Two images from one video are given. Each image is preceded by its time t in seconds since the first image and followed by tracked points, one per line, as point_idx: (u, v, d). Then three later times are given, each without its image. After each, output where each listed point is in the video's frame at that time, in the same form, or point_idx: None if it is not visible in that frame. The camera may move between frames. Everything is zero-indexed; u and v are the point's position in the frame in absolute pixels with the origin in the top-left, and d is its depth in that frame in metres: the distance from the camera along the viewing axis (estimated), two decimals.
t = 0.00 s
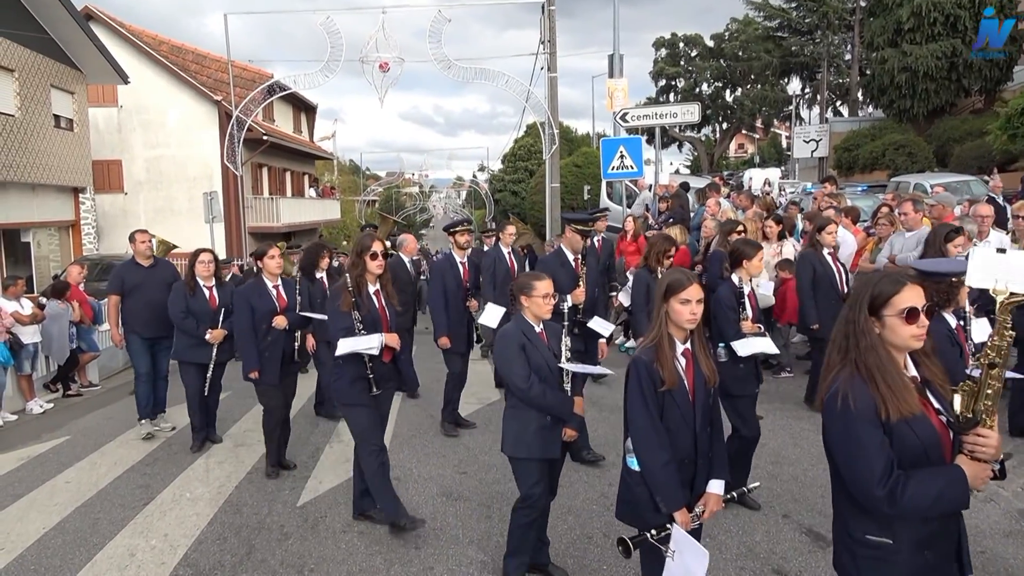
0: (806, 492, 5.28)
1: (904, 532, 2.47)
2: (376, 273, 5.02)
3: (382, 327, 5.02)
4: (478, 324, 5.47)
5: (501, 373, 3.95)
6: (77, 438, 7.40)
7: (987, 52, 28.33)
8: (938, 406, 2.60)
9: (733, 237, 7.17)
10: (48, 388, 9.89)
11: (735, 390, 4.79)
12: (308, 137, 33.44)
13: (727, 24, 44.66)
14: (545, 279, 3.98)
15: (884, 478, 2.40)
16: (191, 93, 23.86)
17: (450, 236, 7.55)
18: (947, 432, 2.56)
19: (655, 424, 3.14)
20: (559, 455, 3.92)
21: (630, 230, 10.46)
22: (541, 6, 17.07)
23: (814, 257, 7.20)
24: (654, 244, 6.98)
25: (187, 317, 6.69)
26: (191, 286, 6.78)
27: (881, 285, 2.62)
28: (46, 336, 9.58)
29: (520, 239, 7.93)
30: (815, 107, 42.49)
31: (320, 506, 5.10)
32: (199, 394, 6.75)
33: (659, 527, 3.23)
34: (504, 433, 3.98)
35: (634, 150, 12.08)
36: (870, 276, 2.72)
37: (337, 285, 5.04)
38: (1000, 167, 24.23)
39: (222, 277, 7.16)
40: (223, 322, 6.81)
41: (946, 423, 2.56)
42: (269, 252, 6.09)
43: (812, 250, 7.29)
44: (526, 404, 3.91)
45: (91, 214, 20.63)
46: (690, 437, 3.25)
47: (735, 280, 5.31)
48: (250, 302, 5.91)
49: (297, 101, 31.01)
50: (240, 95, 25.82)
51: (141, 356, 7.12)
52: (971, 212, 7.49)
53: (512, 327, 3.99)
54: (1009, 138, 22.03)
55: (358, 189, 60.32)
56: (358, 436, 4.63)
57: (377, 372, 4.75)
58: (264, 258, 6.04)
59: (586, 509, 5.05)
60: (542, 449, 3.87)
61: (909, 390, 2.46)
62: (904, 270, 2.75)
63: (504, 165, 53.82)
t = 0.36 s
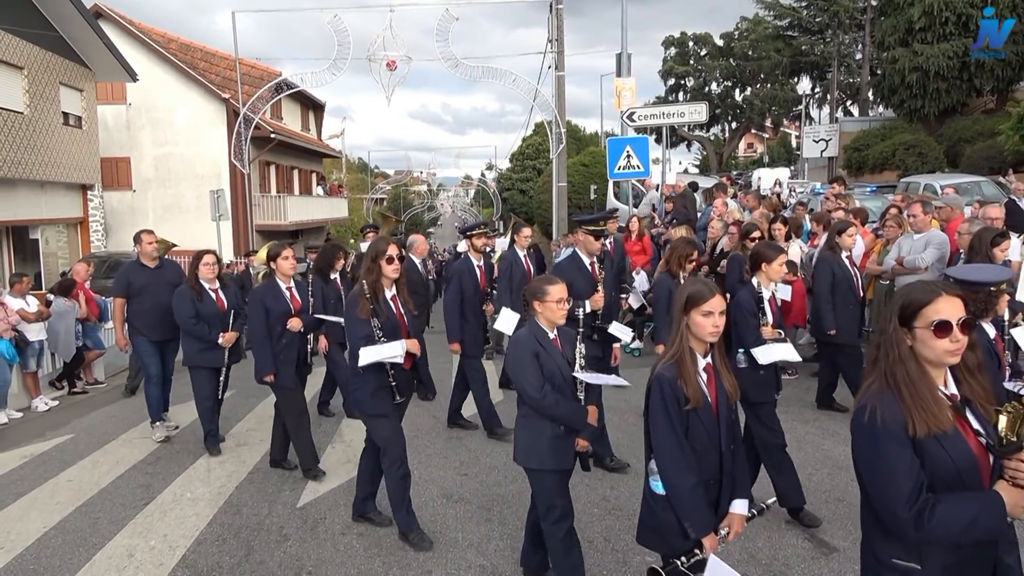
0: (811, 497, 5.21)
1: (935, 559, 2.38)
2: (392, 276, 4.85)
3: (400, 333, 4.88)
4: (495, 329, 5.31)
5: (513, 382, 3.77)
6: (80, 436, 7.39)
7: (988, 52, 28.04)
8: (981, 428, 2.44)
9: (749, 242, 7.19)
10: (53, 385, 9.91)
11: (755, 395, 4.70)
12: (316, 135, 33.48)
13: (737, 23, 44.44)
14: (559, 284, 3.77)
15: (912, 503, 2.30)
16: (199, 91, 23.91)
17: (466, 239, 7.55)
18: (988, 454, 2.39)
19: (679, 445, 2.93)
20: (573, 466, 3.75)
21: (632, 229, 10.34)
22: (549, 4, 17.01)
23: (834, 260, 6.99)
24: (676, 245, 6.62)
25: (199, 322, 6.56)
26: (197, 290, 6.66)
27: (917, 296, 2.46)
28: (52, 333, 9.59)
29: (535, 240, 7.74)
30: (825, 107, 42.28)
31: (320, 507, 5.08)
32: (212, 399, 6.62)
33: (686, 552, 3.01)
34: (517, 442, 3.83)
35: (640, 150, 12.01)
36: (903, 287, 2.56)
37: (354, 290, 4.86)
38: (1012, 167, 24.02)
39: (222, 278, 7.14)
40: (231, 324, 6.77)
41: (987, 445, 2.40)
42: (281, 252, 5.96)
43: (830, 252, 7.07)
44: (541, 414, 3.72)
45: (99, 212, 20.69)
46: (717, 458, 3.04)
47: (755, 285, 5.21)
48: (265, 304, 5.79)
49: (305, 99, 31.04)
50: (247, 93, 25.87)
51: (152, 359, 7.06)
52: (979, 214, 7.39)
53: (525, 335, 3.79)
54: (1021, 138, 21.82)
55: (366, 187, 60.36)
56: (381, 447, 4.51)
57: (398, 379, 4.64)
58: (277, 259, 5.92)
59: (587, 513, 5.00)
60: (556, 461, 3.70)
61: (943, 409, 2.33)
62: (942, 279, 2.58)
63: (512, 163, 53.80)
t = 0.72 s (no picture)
0: (812, 510, 5.14)
1: None
2: (397, 282, 4.66)
3: (407, 343, 4.70)
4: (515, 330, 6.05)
5: (531, 406, 3.60)
6: (73, 445, 7.32)
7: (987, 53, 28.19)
8: None
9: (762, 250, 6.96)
10: (48, 392, 9.85)
11: (789, 412, 4.49)
12: (315, 141, 33.47)
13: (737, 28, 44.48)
14: (568, 296, 3.68)
15: (1002, 555, 2.16)
16: (199, 96, 23.89)
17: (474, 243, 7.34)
18: None
19: (718, 477, 2.78)
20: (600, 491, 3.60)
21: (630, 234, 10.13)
22: (548, 10, 16.99)
23: (853, 270, 6.76)
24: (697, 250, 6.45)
25: (192, 331, 6.40)
26: (188, 298, 6.52)
27: (980, 321, 2.34)
28: (48, 340, 9.53)
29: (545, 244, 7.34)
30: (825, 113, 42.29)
31: (313, 519, 5.01)
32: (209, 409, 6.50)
33: None
34: (533, 469, 3.65)
35: (639, 156, 11.96)
36: (961, 309, 2.45)
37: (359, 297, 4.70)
38: (1012, 173, 23.98)
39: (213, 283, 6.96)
40: (225, 331, 6.69)
41: None
42: (288, 256, 5.73)
43: (850, 262, 6.85)
44: (563, 439, 3.55)
45: (98, 217, 20.64)
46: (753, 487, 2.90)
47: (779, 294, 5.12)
48: (274, 311, 5.60)
49: (305, 105, 31.05)
50: (247, 99, 25.87)
51: (146, 370, 6.98)
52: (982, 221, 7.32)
53: (541, 356, 3.63)
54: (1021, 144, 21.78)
55: (365, 192, 60.35)
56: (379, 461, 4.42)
57: (403, 392, 4.49)
58: (284, 263, 5.70)
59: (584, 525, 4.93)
60: (581, 487, 3.54)
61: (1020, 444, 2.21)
62: (1000, 299, 2.47)
63: (512, 169, 53.83)
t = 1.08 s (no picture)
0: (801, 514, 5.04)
1: None
2: (387, 290, 4.41)
3: (394, 355, 4.41)
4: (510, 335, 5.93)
5: (526, 419, 3.45)
6: (42, 458, 7.07)
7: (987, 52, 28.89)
8: None
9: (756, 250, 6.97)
10: (17, 403, 9.57)
11: (796, 417, 4.41)
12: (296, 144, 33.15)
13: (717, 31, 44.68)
14: (571, 303, 3.49)
15: None
16: (175, 99, 23.55)
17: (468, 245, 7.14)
18: None
19: (725, 496, 2.66)
20: (599, 509, 3.46)
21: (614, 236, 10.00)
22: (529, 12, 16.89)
23: (853, 273, 6.58)
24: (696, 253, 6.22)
25: (165, 343, 6.12)
26: (159, 307, 6.21)
27: None
28: (16, 349, 9.25)
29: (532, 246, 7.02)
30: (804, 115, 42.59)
31: (289, 533, 4.83)
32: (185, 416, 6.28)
33: None
34: (529, 485, 3.51)
35: (622, 157, 11.86)
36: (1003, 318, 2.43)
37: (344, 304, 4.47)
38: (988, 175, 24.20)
39: (187, 288, 6.63)
40: (202, 341, 6.37)
41: None
42: (274, 259, 5.49)
43: (850, 263, 6.66)
44: (560, 453, 3.41)
45: (71, 222, 20.24)
46: (764, 505, 2.77)
47: (786, 298, 4.77)
48: (257, 316, 5.37)
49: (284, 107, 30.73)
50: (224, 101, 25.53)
51: (116, 382, 6.78)
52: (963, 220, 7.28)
53: (539, 365, 3.47)
54: (997, 145, 21.98)
55: (346, 196, 59.97)
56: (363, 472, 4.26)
57: (390, 406, 4.25)
58: (269, 267, 5.46)
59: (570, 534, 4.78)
60: (579, 505, 3.41)
61: None
62: None
63: (494, 171, 53.74)
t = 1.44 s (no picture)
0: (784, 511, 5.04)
1: None
2: (390, 292, 4.33)
3: (395, 360, 4.34)
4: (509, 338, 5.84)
5: (526, 423, 3.38)
6: (20, 462, 6.95)
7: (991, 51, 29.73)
8: None
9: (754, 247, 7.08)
10: None
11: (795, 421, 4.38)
12: (280, 143, 32.95)
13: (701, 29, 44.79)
14: (576, 305, 3.43)
15: None
16: (157, 97, 23.32)
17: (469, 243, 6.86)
18: None
19: (747, 510, 2.60)
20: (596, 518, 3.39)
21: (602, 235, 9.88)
22: (513, 9, 16.84)
23: (858, 271, 6.45)
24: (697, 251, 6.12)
25: (152, 345, 6.03)
26: (149, 309, 6.09)
27: None
28: None
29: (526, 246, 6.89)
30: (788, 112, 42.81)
31: (271, 537, 4.78)
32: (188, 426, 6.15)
33: None
34: (526, 490, 3.45)
35: (606, 155, 11.84)
36: None
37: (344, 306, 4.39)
38: (970, 170, 24.39)
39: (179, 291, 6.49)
40: (190, 345, 6.26)
41: None
42: (266, 260, 5.36)
43: (857, 261, 6.53)
44: (559, 460, 3.34)
45: (52, 223, 20.00)
46: (792, 521, 2.68)
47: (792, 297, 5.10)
48: (248, 318, 5.27)
49: (268, 106, 30.52)
50: (207, 100, 25.32)
51: (98, 388, 6.60)
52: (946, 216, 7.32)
53: (542, 368, 3.40)
54: (978, 141, 22.17)
55: (331, 195, 59.66)
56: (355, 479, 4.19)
57: (389, 412, 4.17)
58: (260, 268, 5.34)
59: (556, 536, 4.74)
60: (577, 514, 3.35)
61: None
62: None
63: (480, 170, 53.70)
